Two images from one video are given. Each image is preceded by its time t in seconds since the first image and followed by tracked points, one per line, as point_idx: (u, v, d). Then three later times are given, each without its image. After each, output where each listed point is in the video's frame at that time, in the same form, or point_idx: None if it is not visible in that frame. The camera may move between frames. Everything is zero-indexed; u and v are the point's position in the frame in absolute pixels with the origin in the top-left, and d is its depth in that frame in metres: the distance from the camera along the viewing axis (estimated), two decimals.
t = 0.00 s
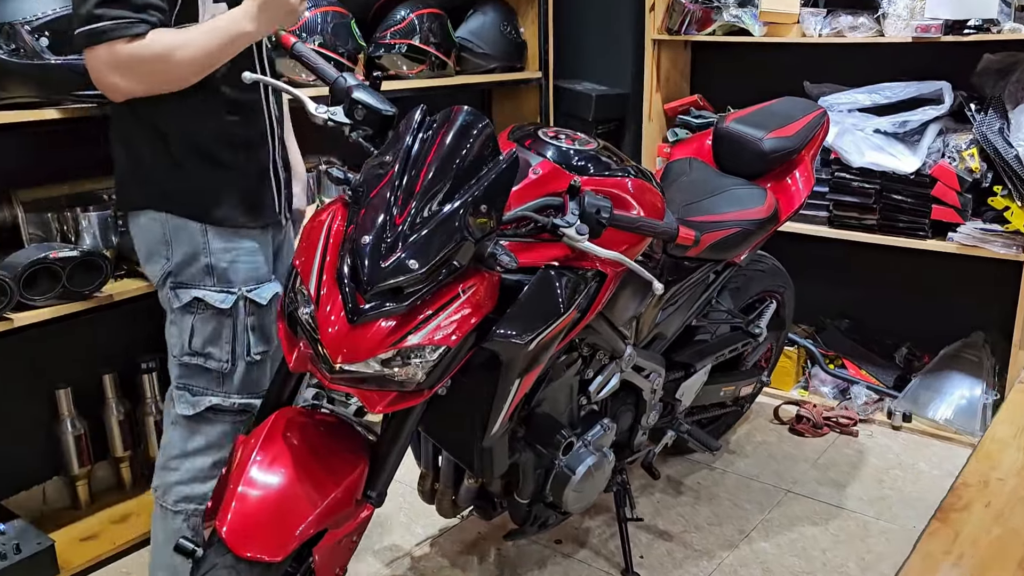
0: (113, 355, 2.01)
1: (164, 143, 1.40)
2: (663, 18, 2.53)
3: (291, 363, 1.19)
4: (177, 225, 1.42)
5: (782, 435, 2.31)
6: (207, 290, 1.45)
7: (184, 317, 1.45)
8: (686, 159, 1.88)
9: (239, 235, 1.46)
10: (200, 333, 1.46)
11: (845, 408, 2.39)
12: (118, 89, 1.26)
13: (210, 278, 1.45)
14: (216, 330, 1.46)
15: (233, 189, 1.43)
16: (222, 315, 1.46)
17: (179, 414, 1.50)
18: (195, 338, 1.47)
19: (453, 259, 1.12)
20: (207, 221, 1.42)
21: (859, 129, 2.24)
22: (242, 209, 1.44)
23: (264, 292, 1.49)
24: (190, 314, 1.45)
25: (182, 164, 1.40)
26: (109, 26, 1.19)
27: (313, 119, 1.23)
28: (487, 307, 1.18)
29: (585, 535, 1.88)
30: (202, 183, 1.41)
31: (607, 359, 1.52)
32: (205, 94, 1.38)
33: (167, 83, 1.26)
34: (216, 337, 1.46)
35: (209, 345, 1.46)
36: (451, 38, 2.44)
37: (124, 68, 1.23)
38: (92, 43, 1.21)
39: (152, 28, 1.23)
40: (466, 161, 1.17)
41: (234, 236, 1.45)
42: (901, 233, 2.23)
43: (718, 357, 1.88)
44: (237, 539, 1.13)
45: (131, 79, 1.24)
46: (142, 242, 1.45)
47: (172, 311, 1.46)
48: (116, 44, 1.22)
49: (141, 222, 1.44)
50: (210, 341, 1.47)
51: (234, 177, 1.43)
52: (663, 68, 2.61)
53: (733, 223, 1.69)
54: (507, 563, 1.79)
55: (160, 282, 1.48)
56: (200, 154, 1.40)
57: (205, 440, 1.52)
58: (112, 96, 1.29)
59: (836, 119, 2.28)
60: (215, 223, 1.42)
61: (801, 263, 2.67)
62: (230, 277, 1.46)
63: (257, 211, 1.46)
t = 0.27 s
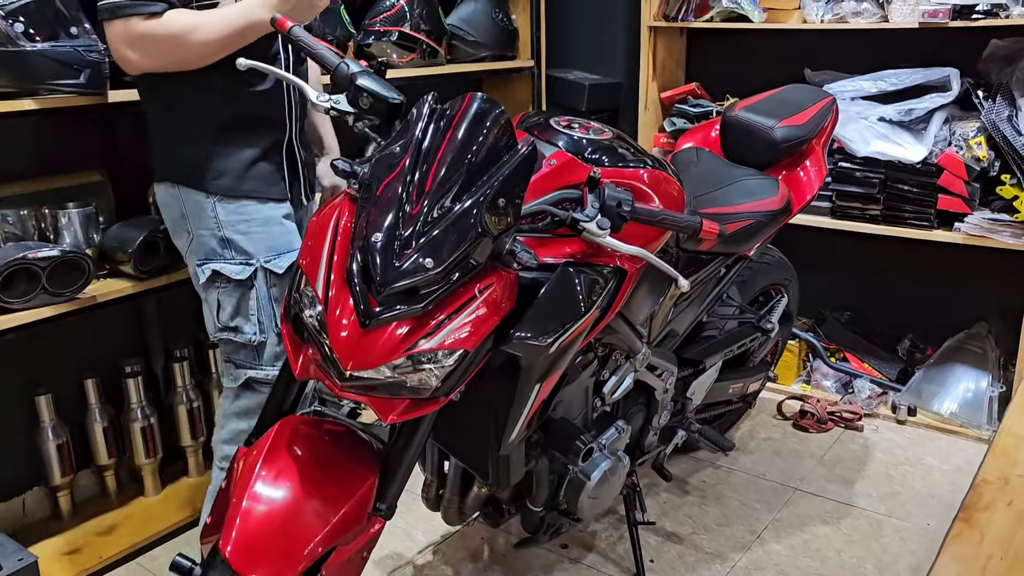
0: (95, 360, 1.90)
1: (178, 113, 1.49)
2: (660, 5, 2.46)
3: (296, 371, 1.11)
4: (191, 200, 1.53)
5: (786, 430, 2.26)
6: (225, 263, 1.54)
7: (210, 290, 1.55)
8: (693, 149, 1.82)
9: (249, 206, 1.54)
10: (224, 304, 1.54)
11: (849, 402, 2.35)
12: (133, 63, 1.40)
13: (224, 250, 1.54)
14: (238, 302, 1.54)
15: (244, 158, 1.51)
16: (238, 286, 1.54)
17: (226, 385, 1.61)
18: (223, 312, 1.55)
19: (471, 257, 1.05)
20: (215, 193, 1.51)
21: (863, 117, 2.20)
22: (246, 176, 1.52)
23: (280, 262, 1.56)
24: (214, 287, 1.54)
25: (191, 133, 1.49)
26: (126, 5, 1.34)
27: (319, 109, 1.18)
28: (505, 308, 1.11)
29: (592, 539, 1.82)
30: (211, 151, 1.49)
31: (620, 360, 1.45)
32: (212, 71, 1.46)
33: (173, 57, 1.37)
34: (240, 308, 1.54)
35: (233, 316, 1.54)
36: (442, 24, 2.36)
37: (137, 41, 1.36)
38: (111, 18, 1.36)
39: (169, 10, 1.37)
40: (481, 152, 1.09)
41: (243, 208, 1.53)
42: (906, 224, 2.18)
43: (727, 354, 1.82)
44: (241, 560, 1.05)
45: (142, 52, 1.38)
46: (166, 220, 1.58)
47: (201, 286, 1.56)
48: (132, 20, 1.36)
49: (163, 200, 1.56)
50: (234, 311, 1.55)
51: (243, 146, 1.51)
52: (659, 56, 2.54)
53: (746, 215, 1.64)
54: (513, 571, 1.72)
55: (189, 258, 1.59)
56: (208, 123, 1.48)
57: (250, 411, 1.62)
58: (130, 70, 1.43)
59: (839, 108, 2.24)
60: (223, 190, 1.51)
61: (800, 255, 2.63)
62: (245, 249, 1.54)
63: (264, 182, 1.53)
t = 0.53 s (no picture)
0: (87, 370, 1.81)
1: (217, 104, 1.42)
2: None
3: (321, 388, 1.04)
4: (228, 200, 1.46)
5: (798, 430, 2.22)
6: (268, 264, 1.47)
7: (252, 292, 1.48)
8: (711, 143, 1.76)
9: (291, 206, 1.47)
10: (271, 306, 1.47)
11: (861, 400, 2.31)
12: (174, 52, 1.34)
13: (267, 250, 1.47)
14: (284, 302, 1.47)
15: (282, 155, 1.44)
16: (282, 288, 1.47)
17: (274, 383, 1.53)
18: (268, 310, 1.48)
19: (511, 264, 0.98)
20: (256, 195, 1.45)
21: (876, 110, 2.15)
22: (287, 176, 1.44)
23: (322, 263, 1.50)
24: (257, 288, 1.47)
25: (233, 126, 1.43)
26: None
27: (336, 106, 1.10)
28: (546, 317, 1.04)
29: (611, 548, 1.76)
30: (251, 148, 1.42)
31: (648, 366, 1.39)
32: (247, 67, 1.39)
33: (216, 49, 1.31)
34: (285, 309, 1.47)
35: (279, 316, 1.47)
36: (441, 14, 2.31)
37: (179, 31, 1.30)
38: (151, 5, 1.29)
39: None
40: (517, 152, 1.02)
41: (284, 208, 1.46)
42: (920, 219, 2.13)
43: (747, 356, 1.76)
44: None
45: (185, 43, 1.31)
46: (200, 220, 1.51)
47: (241, 288, 1.49)
48: (175, 8, 1.29)
49: (197, 201, 1.50)
50: (280, 312, 1.48)
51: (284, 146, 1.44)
52: (663, 47, 2.47)
53: (771, 211, 1.58)
54: None
55: (225, 260, 1.52)
56: (248, 117, 1.42)
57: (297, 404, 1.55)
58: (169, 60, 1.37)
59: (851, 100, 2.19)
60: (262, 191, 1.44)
61: (807, 250, 2.59)
62: (287, 249, 1.48)
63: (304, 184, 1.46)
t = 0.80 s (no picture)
0: (82, 380, 1.73)
1: (267, 102, 1.36)
2: None
3: (351, 404, 0.97)
4: (289, 204, 1.42)
5: (814, 429, 2.18)
6: (318, 271, 1.45)
7: (302, 299, 1.48)
8: (732, 138, 1.70)
9: (350, 211, 1.43)
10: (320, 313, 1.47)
11: (876, 398, 2.28)
12: (245, 62, 1.27)
13: (322, 257, 1.45)
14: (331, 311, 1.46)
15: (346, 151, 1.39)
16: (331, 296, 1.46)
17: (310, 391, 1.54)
18: (313, 318, 1.47)
19: (557, 271, 0.92)
20: (316, 198, 1.41)
21: (891, 103, 2.11)
22: (343, 177, 1.40)
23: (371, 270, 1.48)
24: (306, 295, 1.47)
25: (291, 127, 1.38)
26: None
27: (361, 104, 1.02)
28: (592, 327, 0.97)
29: (634, 557, 1.71)
30: (312, 148, 1.38)
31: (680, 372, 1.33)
32: (303, 69, 1.33)
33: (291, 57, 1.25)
34: (331, 318, 1.46)
35: (325, 325, 1.46)
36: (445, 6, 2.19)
37: (251, 39, 1.23)
38: (222, 16, 1.22)
39: None
40: (559, 152, 0.96)
41: (344, 211, 1.43)
42: (936, 214, 2.09)
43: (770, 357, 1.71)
44: None
45: (258, 51, 1.25)
46: (254, 222, 1.47)
47: (291, 293, 1.48)
48: (247, 16, 1.22)
49: (251, 203, 1.45)
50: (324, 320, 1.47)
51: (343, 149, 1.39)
52: (669, 40, 2.42)
53: (798, 210, 1.52)
54: None
55: (277, 265, 1.49)
56: (305, 119, 1.37)
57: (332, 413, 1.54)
58: (235, 69, 1.30)
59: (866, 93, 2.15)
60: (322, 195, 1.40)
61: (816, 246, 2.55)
62: (341, 256, 1.45)
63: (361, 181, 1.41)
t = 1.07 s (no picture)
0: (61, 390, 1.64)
1: (295, 102, 1.34)
2: None
3: (367, 422, 0.90)
4: (316, 205, 1.42)
5: (819, 428, 2.14)
6: (342, 277, 1.44)
7: (321, 302, 1.46)
8: (742, 130, 1.64)
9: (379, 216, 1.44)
10: (338, 319, 1.45)
11: (880, 395, 2.24)
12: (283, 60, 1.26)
13: (348, 263, 1.45)
14: (349, 317, 1.44)
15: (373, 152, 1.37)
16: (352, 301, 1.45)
17: (319, 398, 1.51)
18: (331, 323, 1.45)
19: (589, 276, 0.85)
20: (345, 201, 1.40)
21: (896, 94, 2.07)
22: (370, 176, 1.37)
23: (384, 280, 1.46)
24: (325, 299, 1.45)
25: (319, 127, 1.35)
26: None
27: (370, 96, 0.96)
28: (624, 336, 0.91)
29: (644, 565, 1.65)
30: (342, 150, 1.35)
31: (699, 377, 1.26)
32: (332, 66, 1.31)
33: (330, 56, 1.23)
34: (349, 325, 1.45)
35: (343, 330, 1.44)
36: None
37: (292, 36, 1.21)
38: (260, 12, 1.19)
39: None
40: (588, 148, 0.89)
41: (374, 219, 1.42)
42: (942, 207, 2.05)
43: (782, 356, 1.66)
44: None
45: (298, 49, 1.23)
46: (279, 222, 1.46)
47: (310, 296, 1.47)
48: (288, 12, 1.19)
49: (278, 202, 1.45)
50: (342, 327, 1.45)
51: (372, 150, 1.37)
52: (666, 29, 2.36)
53: (815, 205, 1.46)
54: None
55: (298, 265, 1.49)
56: (330, 120, 1.34)
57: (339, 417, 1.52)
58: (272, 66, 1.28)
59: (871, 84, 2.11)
60: (351, 198, 1.39)
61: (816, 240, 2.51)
62: (365, 261, 1.45)
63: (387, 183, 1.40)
